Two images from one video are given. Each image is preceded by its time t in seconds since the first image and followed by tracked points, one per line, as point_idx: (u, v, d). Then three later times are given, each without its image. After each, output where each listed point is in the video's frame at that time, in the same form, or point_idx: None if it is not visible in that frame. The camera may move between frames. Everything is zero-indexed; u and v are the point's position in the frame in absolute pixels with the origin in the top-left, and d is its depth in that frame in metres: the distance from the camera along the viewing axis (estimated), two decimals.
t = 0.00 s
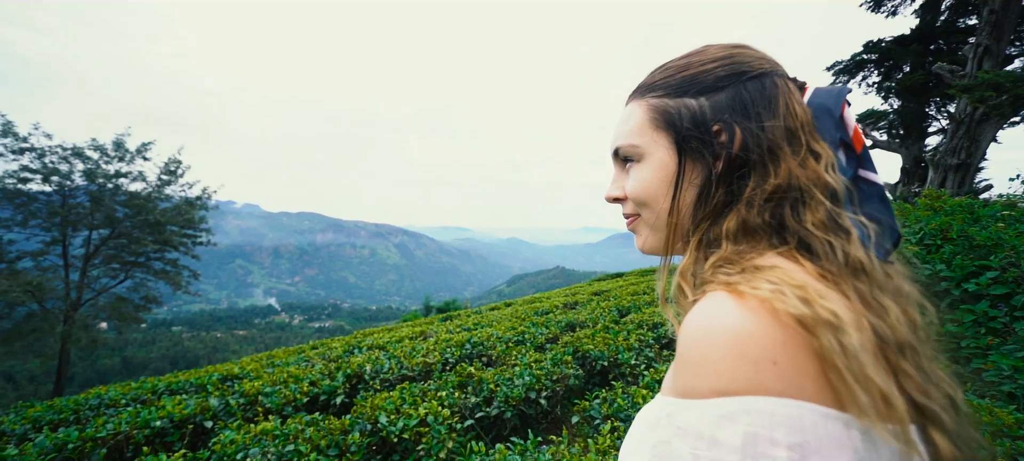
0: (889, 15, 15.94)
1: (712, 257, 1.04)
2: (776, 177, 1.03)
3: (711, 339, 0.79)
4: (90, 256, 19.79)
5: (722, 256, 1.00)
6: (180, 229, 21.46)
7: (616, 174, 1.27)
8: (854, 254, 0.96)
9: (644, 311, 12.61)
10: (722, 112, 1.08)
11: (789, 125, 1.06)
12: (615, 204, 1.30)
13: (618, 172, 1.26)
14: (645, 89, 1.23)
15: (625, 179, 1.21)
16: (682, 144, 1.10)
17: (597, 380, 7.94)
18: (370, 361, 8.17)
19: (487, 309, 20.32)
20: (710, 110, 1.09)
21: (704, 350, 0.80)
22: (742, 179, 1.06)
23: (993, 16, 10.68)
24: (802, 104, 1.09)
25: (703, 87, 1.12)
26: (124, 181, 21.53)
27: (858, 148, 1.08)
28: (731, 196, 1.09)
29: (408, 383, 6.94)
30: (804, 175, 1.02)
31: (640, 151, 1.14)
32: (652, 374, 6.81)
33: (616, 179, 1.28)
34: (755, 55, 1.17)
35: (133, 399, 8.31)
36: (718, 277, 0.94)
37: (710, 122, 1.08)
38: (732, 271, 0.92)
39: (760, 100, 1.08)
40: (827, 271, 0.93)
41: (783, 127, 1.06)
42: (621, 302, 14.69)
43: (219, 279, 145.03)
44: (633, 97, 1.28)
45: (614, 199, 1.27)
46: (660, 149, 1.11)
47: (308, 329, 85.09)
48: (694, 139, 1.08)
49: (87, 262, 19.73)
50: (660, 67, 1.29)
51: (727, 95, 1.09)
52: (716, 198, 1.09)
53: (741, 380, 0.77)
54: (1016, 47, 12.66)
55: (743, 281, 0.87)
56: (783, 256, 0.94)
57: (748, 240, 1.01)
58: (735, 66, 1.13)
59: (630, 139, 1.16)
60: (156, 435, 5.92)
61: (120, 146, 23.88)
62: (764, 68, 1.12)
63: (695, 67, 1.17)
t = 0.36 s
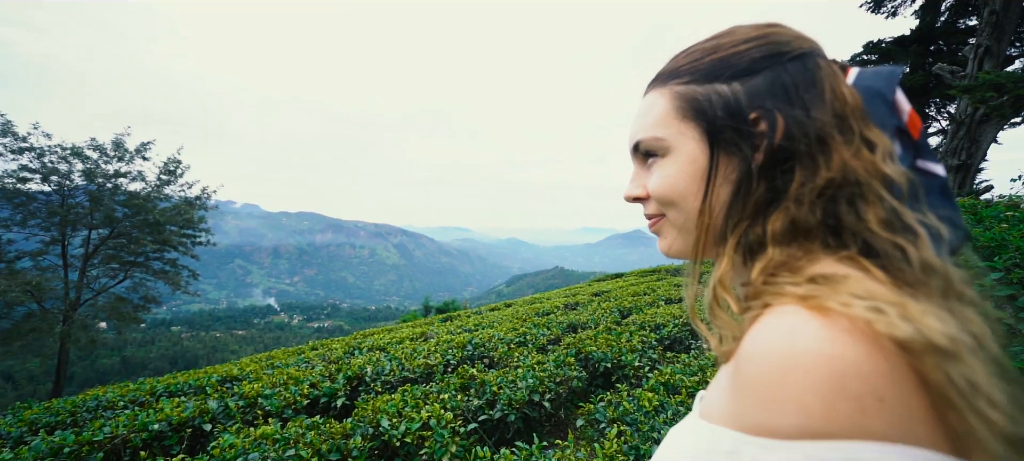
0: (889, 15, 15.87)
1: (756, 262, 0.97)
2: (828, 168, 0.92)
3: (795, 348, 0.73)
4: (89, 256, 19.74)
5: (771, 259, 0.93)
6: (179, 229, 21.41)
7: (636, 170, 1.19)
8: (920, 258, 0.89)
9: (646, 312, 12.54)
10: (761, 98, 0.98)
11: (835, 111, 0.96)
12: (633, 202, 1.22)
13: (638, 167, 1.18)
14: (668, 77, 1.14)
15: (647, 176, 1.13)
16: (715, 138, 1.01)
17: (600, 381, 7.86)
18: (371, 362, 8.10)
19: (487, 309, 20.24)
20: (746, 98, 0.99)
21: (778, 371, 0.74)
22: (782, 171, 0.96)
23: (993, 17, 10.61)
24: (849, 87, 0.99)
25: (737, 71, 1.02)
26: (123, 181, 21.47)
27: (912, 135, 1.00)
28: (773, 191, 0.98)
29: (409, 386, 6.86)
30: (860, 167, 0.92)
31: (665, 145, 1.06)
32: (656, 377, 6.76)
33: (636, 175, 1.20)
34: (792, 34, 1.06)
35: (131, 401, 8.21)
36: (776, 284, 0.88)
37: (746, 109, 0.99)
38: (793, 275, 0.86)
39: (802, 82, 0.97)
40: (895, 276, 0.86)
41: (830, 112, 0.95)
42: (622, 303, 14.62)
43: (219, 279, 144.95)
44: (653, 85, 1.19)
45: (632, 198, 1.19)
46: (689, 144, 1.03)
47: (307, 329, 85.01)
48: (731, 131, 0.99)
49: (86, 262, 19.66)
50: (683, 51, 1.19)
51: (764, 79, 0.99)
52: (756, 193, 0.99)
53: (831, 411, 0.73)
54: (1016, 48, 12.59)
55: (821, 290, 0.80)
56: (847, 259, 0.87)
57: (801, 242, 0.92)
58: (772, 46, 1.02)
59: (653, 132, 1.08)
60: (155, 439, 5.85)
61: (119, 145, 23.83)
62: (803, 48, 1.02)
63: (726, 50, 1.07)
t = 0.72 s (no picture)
0: (891, 15, 15.73)
1: (824, 271, 0.91)
2: (901, 160, 0.87)
3: (924, 378, 0.71)
4: (90, 256, 19.65)
5: (847, 267, 0.89)
6: (180, 230, 21.40)
7: (662, 164, 1.11)
8: (1013, 259, 0.84)
9: (649, 312, 12.45)
10: (815, 80, 0.91)
11: (902, 93, 0.88)
12: (656, 199, 1.14)
13: (663, 161, 1.10)
14: (701, 58, 1.07)
15: (677, 169, 1.05)
16: (761, 125, 0.93)
17: (604, 382, 7.79)
18: (373, 363, 8.03)
19: (489, 310, 20.17)
20: (794, 79, 0.92)
21: (901, 398, 0.73)
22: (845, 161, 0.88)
23: (995, 17, 10.45)
24: (913, 67, 0.92)
25: (784, 49, 0.96)
26: (124, 181, 21.45)
27: (990, 119, 0.93)
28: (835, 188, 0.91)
29: (412, 387, 6.79)
30: (940, 156, 0.85)
31: (700, 134, 0.98)
32: (661, 378, 6.70)
33: (661, 170, 1.11)
34: (839, 8, 0.99)
35: (131, 402, 8.16)
36: (858, 298, 0.85)
37: (796, 93, 0.92)
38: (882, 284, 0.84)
39: (858, 62, 0.90)
40: (992, 284, 0.83)
41: (896, 95, 0.88)
42: (624, 303, 14.52)
43: (219, 279, 145.09)
44: (680, 68, 1.11)
45: (657, 195, 1.10)
46: (726, 132, 0.95)
47: (307, 330, 85.02)
48: (779, 118, 0.92)
49: (87, 262, 19.65)
50: (714, 30, 1.12)
51: (816, 58, 0.92)
52: (813, 185, 0.91)
53: (964, 445, 0.73)
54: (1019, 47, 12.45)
55: (941, 310, 0.75)
56: (934, 265, 0.83)
57: (875, 245, 0.87)
58: (819, 22, 0.95)
59: (685, 120, 1.00)
60: (156, 441, 5.77)
61: (120, 146, 23.81)
62: (856, 23, 0.95)
63: (768, 26, 1.00)
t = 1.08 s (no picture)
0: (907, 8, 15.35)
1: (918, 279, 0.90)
2: (997, 141, 0.81)
3: None
4: (103, 254, 19.92)
5: (940, 270, 0.88)
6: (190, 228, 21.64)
7: (701, 154, 1.05)
8: None
9: (659, 310, 12.35)
10: (889, 52, 0.86)
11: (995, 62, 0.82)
12: (692, 192, 1.08)
13: (702, 150, 1.06)
14: (750, 33, 1.01)
15: (721, 158, 0.99)
16: (825, 109, 0.89)
17: (614, 380, 7.72)
18: (382, 360, 8.03)
19: (496, 307, 20.16)
20: (863, 55, 0.88)
21: None
22: (926, 142, 0.83)
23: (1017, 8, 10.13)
24: (1007, 34, 0.85)
25: (849, 22, 0.92)
26: (136, 180, 21.74)
27: None
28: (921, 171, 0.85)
29: (422, 385, 6.78)
30: None
31: (752, 116, 0.93)
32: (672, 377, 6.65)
33: (700, 160, 1.05)
34: None
35: (144, 397, 8.26)
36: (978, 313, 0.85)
37: (867, 69, 0.87)
38: (991, 289, 0.86)
39: (938, 31, 0.85)
40: None
41: (990, 64, 0.81)
42: (632, 301, 14.42)
43: (228, 276, 146.76)
44: (721, 48, 1.06)
45: (697, 187, 1.05)
46: (783, 115, 0.91)
47: (315, 327, 85.72)
48: (848, 98, 0.88)
49: (100, 260, 19.97)
50: (760, 3, 1.06)
51: (891, 29, 0.87)
52: (887, 172, 0.87)
53: None
54: None
55: None
56: None
57: (970, 237, 0.85)
58: None
59: (735, 102, 0.95)
60: (169, 436, 5.82)
61: (132, 145, 24.12)
62: None
63: None
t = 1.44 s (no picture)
0: None
1: None
2: None
3: None
4: (118, 252, 20.30)
5: None
6: (202, 226, 21.91)
7: (740, 139, 1.03)
8: None
9: (669, 308, 12.25)
10: (964, 17, 0.80)
11: None
12: (732, 180, 1.04)
13: (744, 134, 1.03)
14: (800, 6, 0.98)
15: (765, 142, 0.96)
16: (887, 85, 0.85)
17: (624, 379, 7.66)
18: (392, 358, 8.04)
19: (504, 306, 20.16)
20: (935, 17, 0.83)
21: None
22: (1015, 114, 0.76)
23: None
24: None
25: None
26: (149, 179, 22.07)
27: None
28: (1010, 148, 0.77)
29: (432, 382, 6.79)
30: None
31: (801, 94, 0.90)
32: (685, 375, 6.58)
33: (739, 146, 1.03)
34: None
35: (160, 392, 8.39)
36: None
37: (940, 36, 0.82)
38: None
39: None
40: None
41: None
42: (642, 299, 14.30)
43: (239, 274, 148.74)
44: (763, 28, 1.04)
45: (737, 174, 1.01)
46: (837, 93, 0.87)
47: (323, 325, 86.50)
48: (917, 67, 0.83)
49: (115, 258, 20.35)
50: None
51: None
52: (970, 147, 0.80)
53: None
54: None
55: None
56: None
57: None
58: None
59: (783, 78, 0.92)
60: (184, 431, 5.89)
61: (145, 145, 24.49)
62: None
63: None
